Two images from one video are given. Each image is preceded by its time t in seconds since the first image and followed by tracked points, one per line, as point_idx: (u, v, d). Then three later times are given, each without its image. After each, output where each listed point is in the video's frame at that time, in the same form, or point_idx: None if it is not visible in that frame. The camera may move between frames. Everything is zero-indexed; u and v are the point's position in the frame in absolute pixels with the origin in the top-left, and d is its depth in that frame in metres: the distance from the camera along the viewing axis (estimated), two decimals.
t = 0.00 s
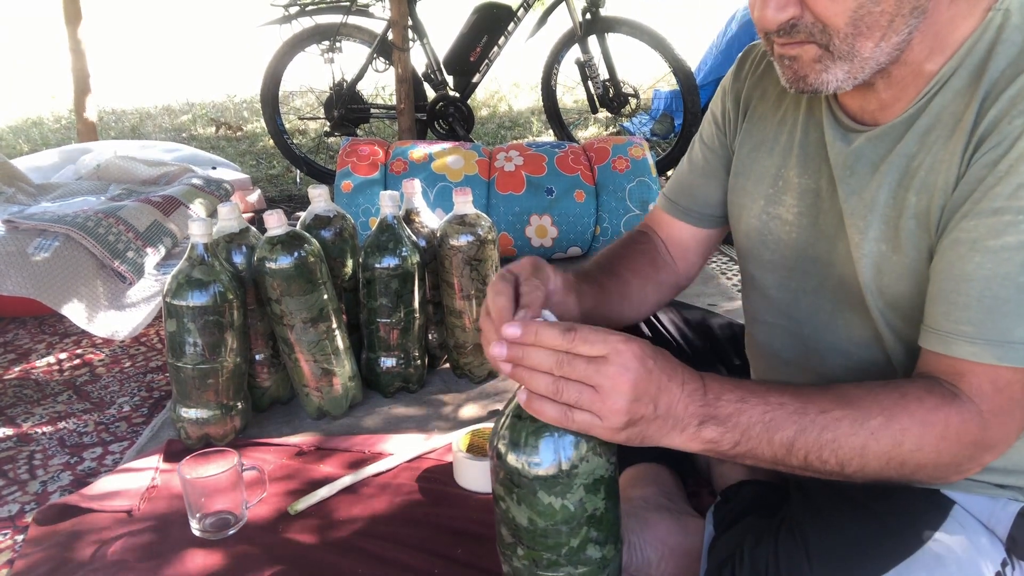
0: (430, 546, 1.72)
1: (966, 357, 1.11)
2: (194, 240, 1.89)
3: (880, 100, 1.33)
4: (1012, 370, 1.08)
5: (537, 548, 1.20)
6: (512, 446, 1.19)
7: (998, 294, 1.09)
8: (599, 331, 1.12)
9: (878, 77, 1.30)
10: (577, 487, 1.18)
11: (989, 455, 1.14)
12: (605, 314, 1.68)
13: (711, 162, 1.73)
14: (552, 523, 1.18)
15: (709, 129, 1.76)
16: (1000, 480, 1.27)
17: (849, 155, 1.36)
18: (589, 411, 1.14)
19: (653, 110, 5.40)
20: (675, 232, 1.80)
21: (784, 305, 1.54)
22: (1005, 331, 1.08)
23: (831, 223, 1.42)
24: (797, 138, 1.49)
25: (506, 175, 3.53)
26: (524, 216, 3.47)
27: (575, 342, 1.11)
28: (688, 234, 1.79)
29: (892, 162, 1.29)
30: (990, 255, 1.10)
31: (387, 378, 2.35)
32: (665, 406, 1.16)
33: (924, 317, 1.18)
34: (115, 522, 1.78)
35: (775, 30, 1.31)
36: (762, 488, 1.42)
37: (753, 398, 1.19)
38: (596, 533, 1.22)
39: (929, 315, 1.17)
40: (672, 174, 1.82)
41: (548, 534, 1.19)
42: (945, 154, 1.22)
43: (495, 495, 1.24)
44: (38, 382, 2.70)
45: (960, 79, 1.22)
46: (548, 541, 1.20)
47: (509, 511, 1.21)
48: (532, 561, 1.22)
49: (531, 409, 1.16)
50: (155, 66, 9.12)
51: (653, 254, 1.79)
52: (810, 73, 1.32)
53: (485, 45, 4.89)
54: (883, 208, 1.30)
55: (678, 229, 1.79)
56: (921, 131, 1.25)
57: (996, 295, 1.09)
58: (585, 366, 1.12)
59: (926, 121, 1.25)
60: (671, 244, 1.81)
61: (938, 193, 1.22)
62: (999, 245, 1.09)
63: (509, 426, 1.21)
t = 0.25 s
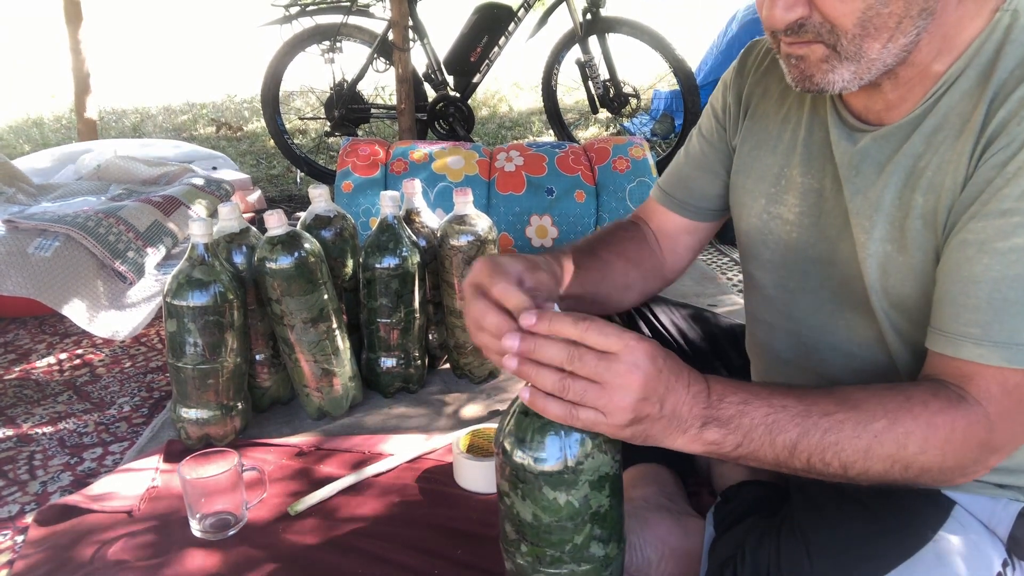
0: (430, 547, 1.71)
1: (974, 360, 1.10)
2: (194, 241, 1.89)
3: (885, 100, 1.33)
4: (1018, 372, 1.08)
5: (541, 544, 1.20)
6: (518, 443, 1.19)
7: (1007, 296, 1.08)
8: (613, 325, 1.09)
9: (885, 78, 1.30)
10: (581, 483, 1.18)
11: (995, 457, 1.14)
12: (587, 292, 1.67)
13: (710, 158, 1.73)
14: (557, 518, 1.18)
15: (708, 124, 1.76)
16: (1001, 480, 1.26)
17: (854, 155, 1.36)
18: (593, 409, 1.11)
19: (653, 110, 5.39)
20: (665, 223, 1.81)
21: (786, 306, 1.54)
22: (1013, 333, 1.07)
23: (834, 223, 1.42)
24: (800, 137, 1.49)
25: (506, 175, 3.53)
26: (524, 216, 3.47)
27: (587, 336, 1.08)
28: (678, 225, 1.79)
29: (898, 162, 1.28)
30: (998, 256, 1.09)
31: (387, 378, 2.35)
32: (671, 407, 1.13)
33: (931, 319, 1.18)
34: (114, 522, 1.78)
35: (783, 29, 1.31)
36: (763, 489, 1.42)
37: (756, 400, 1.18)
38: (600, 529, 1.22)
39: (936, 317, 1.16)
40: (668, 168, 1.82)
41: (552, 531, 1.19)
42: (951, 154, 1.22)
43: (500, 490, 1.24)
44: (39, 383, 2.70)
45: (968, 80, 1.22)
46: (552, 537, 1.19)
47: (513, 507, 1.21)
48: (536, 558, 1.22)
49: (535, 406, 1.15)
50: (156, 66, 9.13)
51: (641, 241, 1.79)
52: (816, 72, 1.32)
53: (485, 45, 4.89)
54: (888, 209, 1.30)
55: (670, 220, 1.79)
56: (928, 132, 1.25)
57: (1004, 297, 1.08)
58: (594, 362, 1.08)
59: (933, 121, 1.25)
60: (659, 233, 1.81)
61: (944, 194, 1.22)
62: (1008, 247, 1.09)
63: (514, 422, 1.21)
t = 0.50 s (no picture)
0: (430, 546, 1.71)
1: (978, 359, 1.10)
2: (194, 241, 1.89)
3: (896, 96, 1.32)
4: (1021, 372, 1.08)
5: (545, 542, 1.20)
6: (523, 440, 1.18)
7: (1012, 296, 1.08)
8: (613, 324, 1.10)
9: (896, 76, 1.29)
10: (586, 481, 1.18)
11: (996, 456, 1.14)
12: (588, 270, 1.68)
13: (715, 146, 1.74)
14: (562, 515, 1.18)
15: (715, 111, 1.76)
16: (1001, 480, 1.26)
17: (862, 151, 1.35)
18: (599, 412, 1.12)
19: (653, 110, 5.40)
20: (665, 207, 1.82)
21: (788, 300, 1.54)
22: (1019, 333, 1.07)
23: (840, 218, 1.42)
24: (807, 132, 1.49)
25: (506, 175, 3.53)
26: (524, 217, 3.47)
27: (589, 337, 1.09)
28: (677, 210, 1.80)
29: (906, 159, 1.28)
30: (1006, 256, 1.09)
31: (387, 379, 2.35)
32: (672, 404, 1.14)
33: (936, 317, 1.18)
34: (115, 522, 1.78)
35: (793, 27, 1.31)
36: (763, 488, 1.42)
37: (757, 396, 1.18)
38: (603, 527, 1.22)
39: (939, 316, 1.16)
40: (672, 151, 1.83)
41: (557, 527, 1.19)
42: (960, 153, 1.21)
43: (505, 486, 1.24)
44: (39, 383, 2.70)
45: (980, 79, 1.21)
46: (557, 534, 1.20)
47: (518, 504, 1.21)
48: (540, 555, 1.22)
49: (544, 416, 1.14)
50: (155, 66, 9.13)
51: (642, 224, 1.80)
52: (825, 70, 1.32)
53: (485, 45, 4.90)
54: (895, 206, 1.30)
55: (672, 206, 1.81)
56: (938, 129, 1.25)
57: (1010, 297, 1.08)
58: (597, 362, 1.09)
59: (943, 119, 1.24)
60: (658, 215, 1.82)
61: (953, 193, 1.21)
62: (1015, 247, 1.08)
63: (520, 420, 1.20)
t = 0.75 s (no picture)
0: (430, 546, 1.72)
1: (978, 350, 1.10)
2: (194, 241, 1.89)
3: (906, 93, 1.32)
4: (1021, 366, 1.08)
5: (545, 549, 1.21)
6: (523, 448, 1.17)
7: (1017, 289, 1.08)
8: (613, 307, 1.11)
9: (907, 73, 1.29)
10: (587, 490, 1.17)
11: (996, 449, 1.13)
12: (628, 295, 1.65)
13: (726, 150, 1.74)
14: (561, 524, 1.18)
15: (726, 116, 1.76)
16: (1001, 480, 1.24)
17: (871, 148, 1.35)
18: (611, 391, 1.08)
19: (653, 110, 5.40)
20: (685, 219, 1.82)
21: (794, 298, 1.54)
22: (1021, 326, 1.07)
23: (847, 216, 1.42)
24: (816, 130, 1.48)
25: (506, 175, 3.53)
26: (524, 216, 3.47)
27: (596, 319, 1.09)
28: (697, 221, 1.81)
29: (914, 155, 1.27)
30: (1011, 249, 1.09)
31: (387, 378, 2.35)
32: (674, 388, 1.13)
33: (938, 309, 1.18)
34: (115, 522, 1.78)
35: (808, 22, 1.31)
36: (763, 487, 1.42)
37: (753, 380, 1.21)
38: (604, 535, 1.22)
39: (942, 309, 1.16)
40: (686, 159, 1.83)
41: (557, 536, 1.19)
42: (968, 148, 1.21)
43: (504, 495, 1.23)
44: (39, 383, 2.70)
45: (989, 75, 1.20)
46: (557, 543, 1.20)
47: (517, 512, 1.21)
48: (540, 562, 1.22)
49: (556, 414, 1.09)
50: (155, 65, 9.12)
51: (665, 239, 1.79)
52: (839, 66, 1.31)
53: (485, 45, 4.89)
54: (902, 201, 1.29)
55: (690, 216, 1.81)
56: (946, 126, 1.24)
57: (1015, 289, 1.08)
58: (608, 337, 1.07)
59: (952, 114, 1.24)
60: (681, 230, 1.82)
61: (959, 187, 1.21)
62: (1020, 240, 1.08)
63: (520, 427, 1.19)
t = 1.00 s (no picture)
0: (430, 546, 1.72)
1: (975, 352, 1.10)
2: (194, 241, 1.89)
3: (909, 92, 1.32)
4: (1019, 367, 1.08)
5: (534, 546, 1.21)
6: (508, 445, 1.18)
7: (1014, 290, 1.08)
8: (588, 337, 1.08)
9: (911, 73, 1.29)
10: (571, 485, 1.17)
11: (995, 451, 1.13)
12: (613, 288, 1.73)
13: (729, 143, 1.74)
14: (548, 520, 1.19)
15: (730, 109, 1.76)
16: (1001, 480, 1.24)
17: (874, 147, 1.35)
18: (587, 420, 1.09)
19: (653, 110, 5.40)
20: (682, 210, 1.84)
21: (794, 295, 1.54)
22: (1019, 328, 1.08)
23: (849, 214, 1.42)
24: (819, 128, 1.48)
25: (506, 175, 3.53)
26: (524, 217, 3.48)
27: (571, 350, 1.08)
28: (694, 212, 1.82)
29: (917, 154, 1.27)
30: (1009, 252, 1.10)
31: (387, 379, 2.35)
32: (663, 404, 1.12)
33: (937, 309, 1.18)
34: (115, 522, 1.78)
35: (815, 18, 1.31)
36: (763, 488, 1.42)
37: (756, 397, 1.15)
38: (593, 532, 1.22)
39: (942, 309, 1.16)
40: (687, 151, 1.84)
41: (544, 533, 1.20)
42: (970, 148, 1.21)
43: (492, 492, 1.24)
44: (39, 383, 2.70)
45: (992, 76, 1.21)
46: (545, 539, 1.20)
47: (505, 509, 1.22)
48: (529, 560, 1.23)
49: (533, 433, 1.13)
50: (155, 66, 9.12)
51: (660, 230, 1.82)
52: (844, 63, 1.31)
53: (485, 45, 4.89)
54: (904, 201, 1.29)
55: (688, 208, 1.82)
56: (949, 125, 1.25)
57: (1013, 291, 1.09)
58: (575, 373, 1.08)
59: (955, 114, 1.24)
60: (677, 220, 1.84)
61: (960, 188, 1.21)
62: (1019, 242, 1.09)
63: (506, 424, 1.20)
